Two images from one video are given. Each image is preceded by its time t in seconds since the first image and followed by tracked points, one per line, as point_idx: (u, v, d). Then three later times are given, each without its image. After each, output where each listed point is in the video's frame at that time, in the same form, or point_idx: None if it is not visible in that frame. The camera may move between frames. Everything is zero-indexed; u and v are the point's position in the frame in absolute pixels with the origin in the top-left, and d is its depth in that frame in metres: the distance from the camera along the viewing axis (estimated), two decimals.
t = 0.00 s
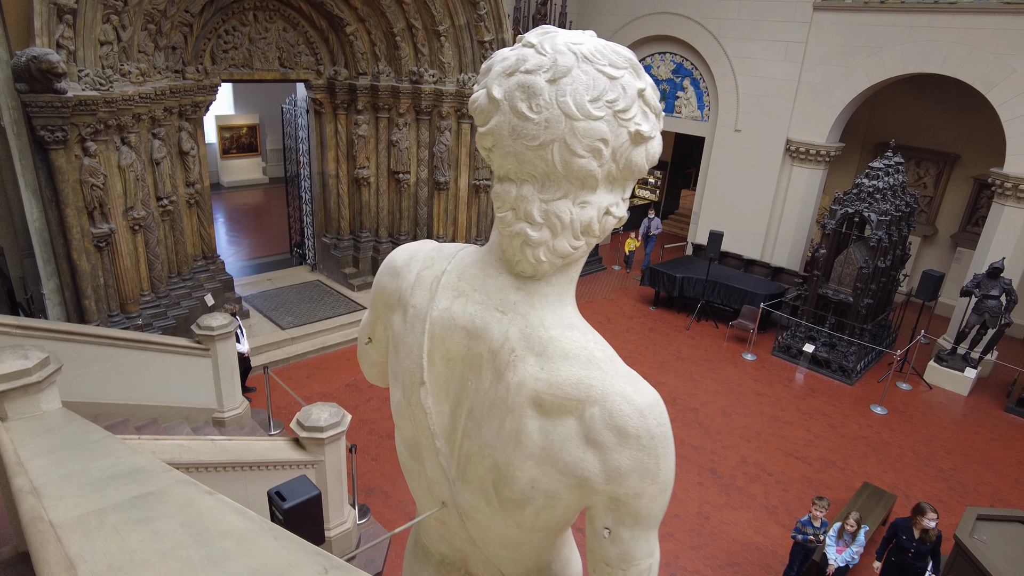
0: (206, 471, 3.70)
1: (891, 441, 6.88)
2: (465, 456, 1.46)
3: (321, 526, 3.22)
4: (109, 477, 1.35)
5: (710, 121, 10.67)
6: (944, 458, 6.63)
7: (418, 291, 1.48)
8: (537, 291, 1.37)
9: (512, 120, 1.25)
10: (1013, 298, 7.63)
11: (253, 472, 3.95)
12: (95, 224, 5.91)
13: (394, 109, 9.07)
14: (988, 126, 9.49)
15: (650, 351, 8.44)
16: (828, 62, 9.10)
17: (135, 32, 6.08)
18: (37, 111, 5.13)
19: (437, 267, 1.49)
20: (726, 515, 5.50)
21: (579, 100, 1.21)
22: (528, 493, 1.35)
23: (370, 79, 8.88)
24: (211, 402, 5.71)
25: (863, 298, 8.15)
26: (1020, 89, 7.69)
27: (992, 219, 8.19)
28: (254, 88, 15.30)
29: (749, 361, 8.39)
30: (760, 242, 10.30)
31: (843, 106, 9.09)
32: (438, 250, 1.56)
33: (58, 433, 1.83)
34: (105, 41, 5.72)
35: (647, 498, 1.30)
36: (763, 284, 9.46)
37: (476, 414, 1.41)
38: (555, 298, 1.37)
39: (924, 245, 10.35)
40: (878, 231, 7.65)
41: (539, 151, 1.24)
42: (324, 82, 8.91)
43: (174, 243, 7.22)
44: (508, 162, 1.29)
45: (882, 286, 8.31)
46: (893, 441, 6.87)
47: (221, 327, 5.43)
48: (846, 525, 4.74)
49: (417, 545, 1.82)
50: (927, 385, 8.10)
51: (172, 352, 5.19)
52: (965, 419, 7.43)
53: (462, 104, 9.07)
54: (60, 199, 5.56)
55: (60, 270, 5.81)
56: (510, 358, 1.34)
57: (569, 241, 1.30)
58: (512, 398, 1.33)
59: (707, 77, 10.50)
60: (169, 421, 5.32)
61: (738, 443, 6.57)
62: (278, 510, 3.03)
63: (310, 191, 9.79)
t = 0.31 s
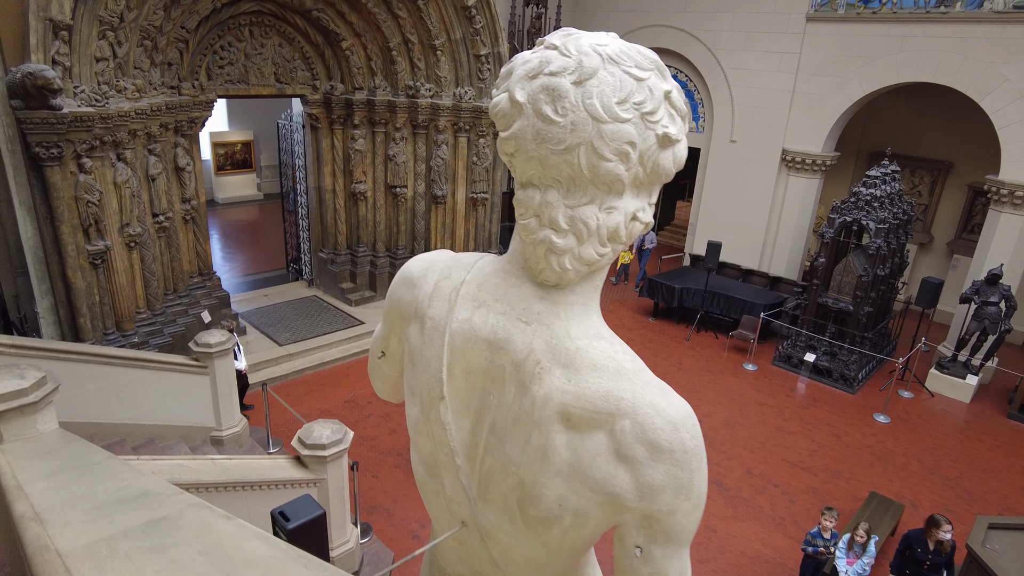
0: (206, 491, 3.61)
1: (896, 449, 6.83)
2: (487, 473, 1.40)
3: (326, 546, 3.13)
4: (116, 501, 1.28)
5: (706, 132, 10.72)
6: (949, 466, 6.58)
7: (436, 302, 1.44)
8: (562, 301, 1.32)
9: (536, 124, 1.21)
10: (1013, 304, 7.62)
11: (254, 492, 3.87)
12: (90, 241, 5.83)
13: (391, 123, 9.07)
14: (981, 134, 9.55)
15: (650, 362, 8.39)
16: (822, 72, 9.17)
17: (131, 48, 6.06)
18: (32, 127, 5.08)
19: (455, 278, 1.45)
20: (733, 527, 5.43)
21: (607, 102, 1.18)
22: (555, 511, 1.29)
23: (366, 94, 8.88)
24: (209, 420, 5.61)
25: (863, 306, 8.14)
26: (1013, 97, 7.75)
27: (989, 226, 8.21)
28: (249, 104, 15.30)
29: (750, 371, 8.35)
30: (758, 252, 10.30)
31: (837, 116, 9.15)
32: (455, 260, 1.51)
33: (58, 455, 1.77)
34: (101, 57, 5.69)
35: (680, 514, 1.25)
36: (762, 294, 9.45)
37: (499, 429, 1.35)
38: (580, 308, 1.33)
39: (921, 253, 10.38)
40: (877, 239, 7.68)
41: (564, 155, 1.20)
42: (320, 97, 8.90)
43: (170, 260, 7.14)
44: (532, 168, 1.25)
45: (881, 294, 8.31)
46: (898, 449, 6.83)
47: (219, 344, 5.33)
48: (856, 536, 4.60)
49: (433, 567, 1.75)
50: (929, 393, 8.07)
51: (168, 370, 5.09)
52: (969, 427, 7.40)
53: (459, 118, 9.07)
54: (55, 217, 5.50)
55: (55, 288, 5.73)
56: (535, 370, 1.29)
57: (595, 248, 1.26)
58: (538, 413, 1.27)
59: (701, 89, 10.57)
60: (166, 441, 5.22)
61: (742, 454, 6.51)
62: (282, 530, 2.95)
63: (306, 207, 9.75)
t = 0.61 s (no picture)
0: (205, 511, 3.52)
1: (899, 460, 6.79)
2: (509, 496, 1.36)
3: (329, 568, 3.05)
4: (124, 530, 1.23)
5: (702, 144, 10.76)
6: (953, 477, 6.55)
7: (455, 319, 1.39)
8: (588, 317, 1.28)
9: (562, 135, 1.18)
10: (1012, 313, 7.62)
11: (254, 510, 3.80)
12: (86, 255, 5.77)
13: (389, 136, 9.06)
14: (976, 144, 9.61)
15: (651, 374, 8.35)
16: (818, 83, 9.23)
17: (128, 62, 6.03)
18: (28, 141, 5.03)
19: (474, 293, 1.40)
20: (739, 541, 5.37)
21: (635, 113, 1.15)
22: (583, 536, 1.25)
23: (364, 107, 8.88)
24: (206, 436, 5.52)
25: (863, 316, 8.13)
26: (1008, 107, 7.81)
27: (987, 235, 8.23)
28: (245, 118, 15.28)
29: (751, 382, 8.32)
30: (756, 262, 10.31)
31: (834, 126, 9.19)
32: (473, 274, 1.47)
33: (59, 478, 1.70)
34: (98, 71, 5.66)
35: (714, 538, 1.20)
36: (761, 305, 9.44)
37: (522, 450, 1.31)
38: (606, 324, 1.29)
39: (918, 263, 10.41)
40: (876, 249, 7.69)
41: (592, 167, 1.17)
42: (318, 110, 8.89)
43: (166, 274, 7.07)
44: (557, 180, 1.21)
45: (880, 304, 8.32)
46: (901, 460, 6.79)
47: (217, 359, 5.26)
48: (864, 548, 4.59)
49: None
50: (930, 403, 8.05)
51: (165, 387, 4.99)
52: (971, 436, 7.37)
53: (457, 131, 9.06)
54: (50, 231, 5.43)
55: (50, 304, 5.65)
56: (561, 389, 1.24)
57: (622, 262, 1.22)
58: (565, 433, 1.23)
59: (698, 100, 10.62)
60: (163, 458, 5.13)
61: (746, 466, 6.45)
62: (285, 552, 2.86)
63: (303, 220, 9.71)
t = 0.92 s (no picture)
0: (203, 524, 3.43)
1: (897, 467, 6.79)
2: (536, 501, 1.31)
3: None
4: (136, 540, 1.17)
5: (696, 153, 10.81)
6: (952, 484, 6.54)
7: (478, 318, 1.35)
8: (619, 314, 1.24)
9: (595, 126, 1.15)
10: (1006, 320, 7.66)
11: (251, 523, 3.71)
12: (78, 265, 5.67)
13: (384, 146, 9.04)
14: (966, 153, 9.72)
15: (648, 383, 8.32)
16: (810, 94, 9.32)
17: (121, 69, 5.97)
18: (19, 149, 4.95)
19: (499, 292, 1.36)
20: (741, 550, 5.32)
21: (671, 102, 1.12)
22: (617, 541, 1.21)
23: (359, 117, 8.85)
24: (200, 449, 5.42)
25: (858, 324, 8.16)
26: (997, 117, 7.92)
27: (979, 243, 8.31)
28: (236, 129, 15.21)
29: (747, 391, 8.31)
30: (750, 271, 10.35)
31: (826, 136, 9.28)
32: (495, 273, 1.43)
33: (59, 488, 1.64)
34: (91, 78, 5.60)
35: (753, 541, 1.16)
36: (756, 314, 9.46)
37: (551, 453, 1.26)
38: (637, 321, 1.25)
39: (910, 271, 10.50)
40: (871, 257, 7.74)
41: (626, 159, 1.13)
42: (312, 120, 8.85)
43: (158, 285, 6.97)
44: (588, 173, 1.18)
45: (875, 312, 8.36)
46: (899, 467, 6.78)
47: (211, 370, 5.17)
48: (869, 554, 4.56)
49: None
50: (926, 410, 8.07)
51: (158, 398, 4.90)
52: (967, 443, 7.39)
53: (452, 140, 9.06)
54: (41, 240, 5.34)
55: (40, 315, 5.55)
56: (593, 390, 1.20)
57: (656, 257, 1.19)
58: (598, 435, 1.19)
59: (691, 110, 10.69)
60: (155, 471, 5.02)
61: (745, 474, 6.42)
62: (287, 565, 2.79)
63: (297, 230, 9.64)
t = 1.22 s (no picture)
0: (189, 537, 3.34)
1: (881, 470, 6.86)
2: (552, 509, 1.28)
3: None
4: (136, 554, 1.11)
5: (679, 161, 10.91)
6: (935, 486, 6.63)
7: (491, 323, 1.32)
8: (637, 318, 1.22)
9: (615, 127, 1.14)
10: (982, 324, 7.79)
11: (237, 536, 3.61)
12: (55, 273, 5.53)
13: (368, 152, 8.98)
14: (940, 161, 9.96)
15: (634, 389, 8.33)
16: (790, 103, 9.46)
17: (101, 74, 5.84)
18: None
19: (512, 296, 1.34)
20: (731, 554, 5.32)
21: (692, 104, 1.11)
22: (637, 549, 1.18)
23: (343, 123, 8.78)
24: (183, 461, 5.29)
25: (841, 329, 8.27)
26: (971, 126, 8.11)
27: (956, 249, 8.48)
28: (216, 135, 15.03)
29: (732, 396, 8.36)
30: (732, 278, 10.45)
31: (806, 144, 9.43)
32: (506, 277, 1.41)
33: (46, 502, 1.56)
34: (69, 82, 5.48)
35: (774, 546, 1.15)
36: (739, 319, 9.55)
37: (568, 459, 1.24)
38: (655, 325, 1.24)
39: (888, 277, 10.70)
40: (852, 263, 7.86)
41: (647, 159, 1.12)
42: (295, 126, 8.76)
43: (138, 293, 6.83)
44: (607, 174, 1.17)
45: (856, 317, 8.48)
46: (883, 470, 6.86)
47: (195, 380, 5.07)
48: (857, 557, 4.61)
49: None
50: (907, 413, 8.19)
51: (140, 409, 4.78)
52: (948, 445, 7.51)
53: (437, 147, 9.03)
54: (16, 247, 5.22)
55: (15, 324, 5.38)
56: (613, 395, 1.18)
57: (675, 259, 1.18)
58: (619, 441, 1.17)
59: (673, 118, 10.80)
60: (136, 484, 4.89)
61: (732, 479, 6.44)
62: None
63: (279, 237, 9.53)
